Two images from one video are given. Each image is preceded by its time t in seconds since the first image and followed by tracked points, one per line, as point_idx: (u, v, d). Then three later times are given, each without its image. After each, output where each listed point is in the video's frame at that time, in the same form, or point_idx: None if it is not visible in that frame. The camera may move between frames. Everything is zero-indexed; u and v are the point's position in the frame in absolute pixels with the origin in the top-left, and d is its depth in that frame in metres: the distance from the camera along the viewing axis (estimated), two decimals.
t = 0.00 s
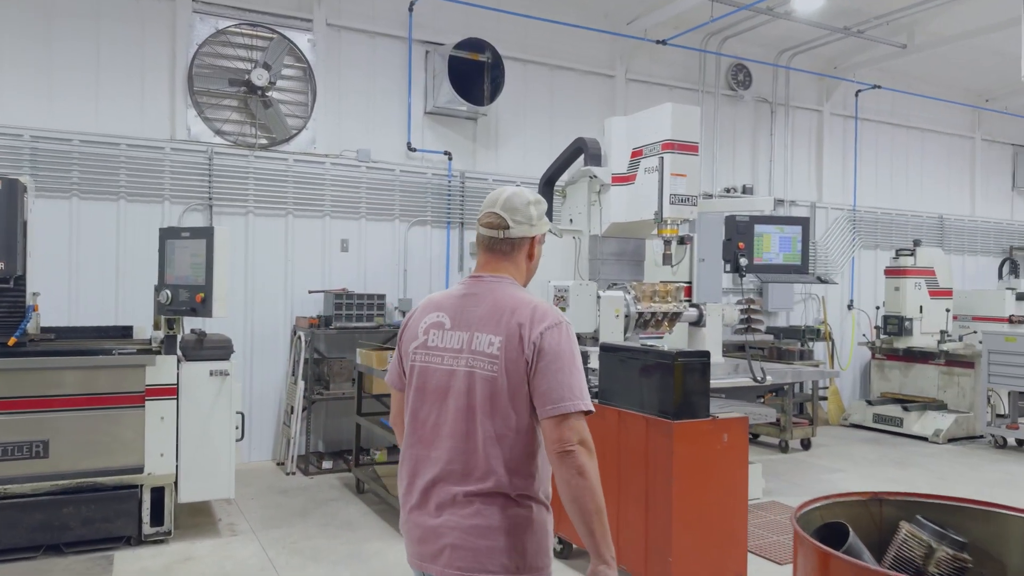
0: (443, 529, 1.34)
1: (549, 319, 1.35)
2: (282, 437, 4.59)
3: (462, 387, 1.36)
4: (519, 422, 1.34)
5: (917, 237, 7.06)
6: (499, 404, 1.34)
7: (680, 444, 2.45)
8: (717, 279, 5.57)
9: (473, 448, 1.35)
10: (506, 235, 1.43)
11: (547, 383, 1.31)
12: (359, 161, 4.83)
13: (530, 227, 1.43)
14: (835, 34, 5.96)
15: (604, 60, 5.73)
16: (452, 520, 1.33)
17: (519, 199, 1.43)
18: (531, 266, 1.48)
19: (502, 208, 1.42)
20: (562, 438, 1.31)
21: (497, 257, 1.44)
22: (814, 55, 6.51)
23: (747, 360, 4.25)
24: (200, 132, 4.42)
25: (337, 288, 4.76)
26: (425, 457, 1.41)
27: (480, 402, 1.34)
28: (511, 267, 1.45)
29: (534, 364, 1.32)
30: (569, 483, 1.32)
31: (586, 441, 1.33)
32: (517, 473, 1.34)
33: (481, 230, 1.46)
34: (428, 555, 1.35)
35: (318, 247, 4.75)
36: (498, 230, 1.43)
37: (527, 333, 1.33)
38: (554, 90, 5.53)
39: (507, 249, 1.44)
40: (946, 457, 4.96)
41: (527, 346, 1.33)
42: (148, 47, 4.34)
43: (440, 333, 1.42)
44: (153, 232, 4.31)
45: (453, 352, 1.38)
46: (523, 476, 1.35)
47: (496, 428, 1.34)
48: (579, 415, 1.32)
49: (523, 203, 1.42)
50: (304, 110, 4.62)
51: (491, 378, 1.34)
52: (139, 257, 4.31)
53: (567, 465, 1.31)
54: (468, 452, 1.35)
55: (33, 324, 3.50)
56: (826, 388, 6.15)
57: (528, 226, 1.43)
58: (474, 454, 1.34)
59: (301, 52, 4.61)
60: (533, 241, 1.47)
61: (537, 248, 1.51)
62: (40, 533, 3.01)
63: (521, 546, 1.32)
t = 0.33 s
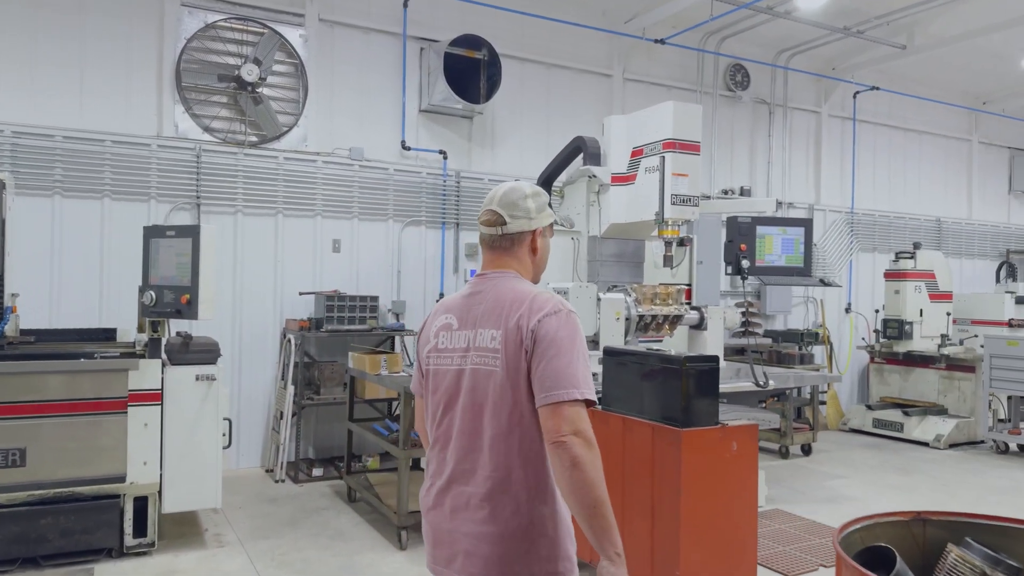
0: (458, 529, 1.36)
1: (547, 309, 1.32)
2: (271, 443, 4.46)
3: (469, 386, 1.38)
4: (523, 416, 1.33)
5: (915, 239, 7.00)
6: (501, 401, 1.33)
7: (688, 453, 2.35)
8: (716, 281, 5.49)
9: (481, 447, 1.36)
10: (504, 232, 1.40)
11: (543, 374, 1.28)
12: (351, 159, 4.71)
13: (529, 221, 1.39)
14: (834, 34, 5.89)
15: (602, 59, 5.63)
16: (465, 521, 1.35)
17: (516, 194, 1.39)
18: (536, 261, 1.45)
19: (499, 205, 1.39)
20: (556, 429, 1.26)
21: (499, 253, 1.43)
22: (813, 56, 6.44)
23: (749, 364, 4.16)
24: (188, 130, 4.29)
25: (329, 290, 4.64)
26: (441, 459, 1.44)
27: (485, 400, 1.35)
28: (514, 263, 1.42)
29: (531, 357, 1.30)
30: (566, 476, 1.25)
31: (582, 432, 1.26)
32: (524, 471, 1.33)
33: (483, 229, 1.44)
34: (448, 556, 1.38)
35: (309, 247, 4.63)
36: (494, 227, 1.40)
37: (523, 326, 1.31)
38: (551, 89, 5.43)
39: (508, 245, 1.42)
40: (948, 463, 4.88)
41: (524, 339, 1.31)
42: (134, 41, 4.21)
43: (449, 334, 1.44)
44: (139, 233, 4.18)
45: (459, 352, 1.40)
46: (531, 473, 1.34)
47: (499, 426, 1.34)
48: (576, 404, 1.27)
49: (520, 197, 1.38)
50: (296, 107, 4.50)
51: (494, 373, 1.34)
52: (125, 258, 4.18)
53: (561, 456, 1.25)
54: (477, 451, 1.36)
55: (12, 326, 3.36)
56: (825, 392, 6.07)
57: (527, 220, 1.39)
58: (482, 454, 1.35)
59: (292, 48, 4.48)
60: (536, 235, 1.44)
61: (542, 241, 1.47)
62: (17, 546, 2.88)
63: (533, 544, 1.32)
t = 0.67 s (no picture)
0: (453, 543, 1.32)
1: (540, 311, 1.27)
2: (240, 450, 4.30)
3: (463, 393, 1.34)
4: (519, 422, 1.28)
5: (892, 245, 7.02)
6: (496, 409, 1.29)
7: (678, 467, 2.26)
8: (697, 286, 5.44)
9: (477, 456, 1.32)
10: (498, 233, 1.37)
11: (536, 379, 1.23)
12: (327, 157, 4.57)
13: (524, 222, 1.36)
14: (817, 39, 5.87)
15: (584, 59, 5.55)
16: (461, 533, 1.32)
17: (511, 194, 1.36)
18: (533, 264, 1.41)
19: (493, 205, 1.36)
20: (553, 439, 1.22)
21: (494, 255, 1.39)
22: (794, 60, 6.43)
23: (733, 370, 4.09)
24: (155, 124, 4.11)
25: (301, 292, 4.49)
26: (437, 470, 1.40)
27: (479, 407, 1.31)
28: (510, 265, 1.38)
29: (525, 361, 1.26)
30: (565, 487, 1.21)
31: (580, 440, 1.22)
32: (519, 482, 1.29)
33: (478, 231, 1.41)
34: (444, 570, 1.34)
35: (282, 247, 4.47)
36: (489, 228, 1.37)
37: (517, 330, 1.27)
38: (532, 88, 5.34)
39: (502, 246, 1.38)
40: (928, 470, 4.86)
41: (517, 343, 1.26)
42: (100, 31, 4.03)
43: (443, 340, 1.40)
44: (103, 230, 4.00)
45: (453, 357, 1.36)
46: (528, 483, 1.29)
47: (494, 434, 1.30)
48: (573, 410, 1.22)
49: (515, 198, 1.36)
50: (269, 102, 4.36)
51: (487, 378, 1.30)
52: (88, 257, 4.00)
53: (559, 467, 1.21)
54: (473, 460, 1.33)
55: None
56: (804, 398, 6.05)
57: (522, 221, 1.36)
58: (477, 464, 1.32)
59: (265, 41, 4.33)
60: (532, 236, 1.39)
61: (539, 242, 1.42)
62: None
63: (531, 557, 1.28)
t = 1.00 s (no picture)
0: (454, 557, 1.24)
1: (549, 312, 1.21)
2: (211, 452, 4.15)
3: (465, 398, 1.27)
4: (528, 430, 1.22)
5: (872, 246, 7.02)
6: (502, 415, 1.22)
7: (667, 473, 2.18)
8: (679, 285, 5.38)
9: (481, 465, 1.25)
10: (500, 233, 1.31)
11: (547, 384, 1.17)
12: (302, 150, 4.43)
13: (526, 222, 1.29)
14: (801, 36, 5.82)
15: (567, 54, 5.46)
16: (464, 548, 1.24)
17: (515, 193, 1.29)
18: (537, 264, 1.35)
19: (496, 205, 1.29)
20: (568, 447, 1.16)
21: (496, 256, 1.33)
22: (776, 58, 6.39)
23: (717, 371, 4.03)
24: (123, 114, 3.96)
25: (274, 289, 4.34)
26: (436, 481, 1.32)
27: (484, 413, 1.24)
28: (515, 266, 1.32)
29: (532, 364, 1.19)
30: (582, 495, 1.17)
31: (595, 447, 1.17)
32: (527, 492, 1.22)
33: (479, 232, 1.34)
34: None
35: (255, 242, 4.33)
36: (492, 228, 1.31)
37: (523, 332, 1.20)
38: (514, 83, 5.23)
39: (505, 246, 1.32)
40: (910, 471, 4.85)
41: (524, 345, 1.20)
42: (63, 15, 3.85)
43: (444, 344, 1.33)
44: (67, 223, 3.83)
45: (454, 361, 1.29)
46: (535, 493, 1.23)
47: (500, 441, 1.23)
48: (587, 416, 1.17)
49: (517, 196, 1.29)
50: (242, 92, 4.21)
51: (492, 383, 1.23)
52: (50, 251, 3.82)
53: (576, 476, 1.16)
54: (477, 469, 1.25)
55: None
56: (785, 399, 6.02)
57: (525, 221, 1.30)
58: (482, 474, 1.24)
59: (239, 28, 4.17)
60: (535, 237, 1.33)
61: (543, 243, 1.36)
62: None
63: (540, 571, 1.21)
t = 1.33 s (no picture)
0: (459, 567, 1.15)
1: (570, 310, 1.15)
2: (173, 454, 3.99)
3: (475, 398, 1.17)
4: (545, 433, 1.15)
5: (844, 240, 7.04)
6: (518, 417, 1.14)
7: (653, 474, 2.10)
8: (655, 279, 5.32)
9: (493, 469, 1.16)
10: (506, 226, 1.23)
11: (572, 385, 1.11)
12: (269, 140, 4.27)
13: (533, 215, 1.22)
14: (776, 29, 5.79)
15: (541, 44, 5.37)
16: (470, 557, 1.15)
17: (521, 183, 1.22)
18: (543, 260, 1.28)
19: (502, 196, 1.22)
20: (591, 451, 1.11)
21: (500, 249, 1.25)
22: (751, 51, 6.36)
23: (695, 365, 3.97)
24: (78, 101, 3.77)
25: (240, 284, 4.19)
26: (435, 487, 1.22)
27: (497, 415, 1.15)
28: (522, 261, 1.25)
29: (555, 364, 1.12)
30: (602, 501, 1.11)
31: (619, 451, 1.12)
32: (542, 497, 1.15)
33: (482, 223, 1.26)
34: None
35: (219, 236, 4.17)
36: (496, 221, 1.23)
37: (545, 331, 1.13)
38: (487, 73, 5.12)
39: (510, 240, 1.24)
40: (884, 465, 4.85)
41: (546, 344, 1.13)
42: None
43: (448, 340, 1.23)
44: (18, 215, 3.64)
45: (462, 359, 1.20)
46: (551, 499, 1.15)
47: (517, 445, 1.15)
48: (611, 419, 1.11)
49: (525, 187, 1.21)
50: (206, 80, 4.05)
51: (507, 384, 1.14)
52: None
53: (598, 482, 1.10)
54: (487, 474, 1.16)
55: None
56: (760, 393, 6.01)
57: (531, 214, 1.22)
58: (493, 478, 1.15)
59: (201, 13, 4.02)
60: (541, 231, 1.26)
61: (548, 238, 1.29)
62: None
63: None
